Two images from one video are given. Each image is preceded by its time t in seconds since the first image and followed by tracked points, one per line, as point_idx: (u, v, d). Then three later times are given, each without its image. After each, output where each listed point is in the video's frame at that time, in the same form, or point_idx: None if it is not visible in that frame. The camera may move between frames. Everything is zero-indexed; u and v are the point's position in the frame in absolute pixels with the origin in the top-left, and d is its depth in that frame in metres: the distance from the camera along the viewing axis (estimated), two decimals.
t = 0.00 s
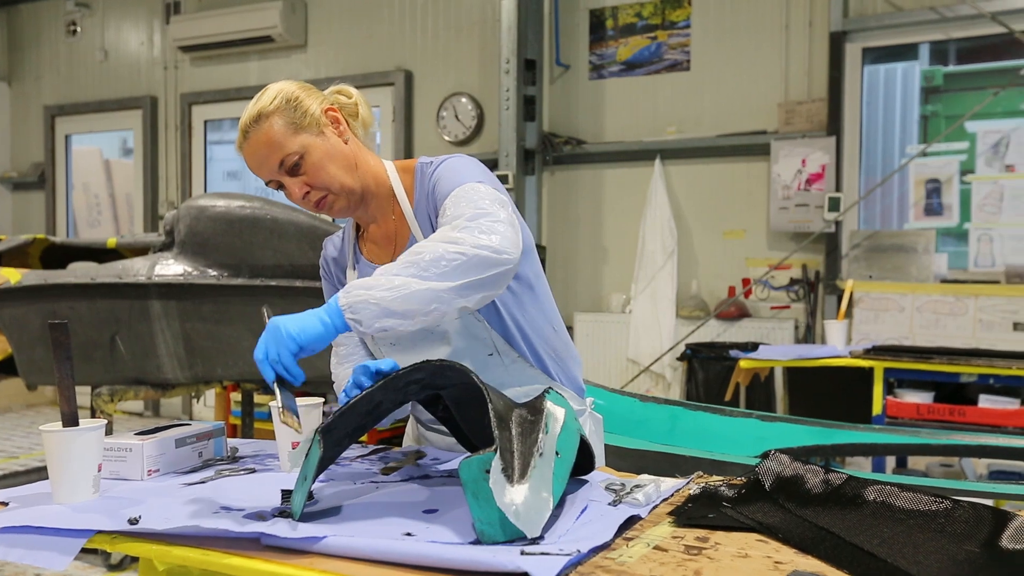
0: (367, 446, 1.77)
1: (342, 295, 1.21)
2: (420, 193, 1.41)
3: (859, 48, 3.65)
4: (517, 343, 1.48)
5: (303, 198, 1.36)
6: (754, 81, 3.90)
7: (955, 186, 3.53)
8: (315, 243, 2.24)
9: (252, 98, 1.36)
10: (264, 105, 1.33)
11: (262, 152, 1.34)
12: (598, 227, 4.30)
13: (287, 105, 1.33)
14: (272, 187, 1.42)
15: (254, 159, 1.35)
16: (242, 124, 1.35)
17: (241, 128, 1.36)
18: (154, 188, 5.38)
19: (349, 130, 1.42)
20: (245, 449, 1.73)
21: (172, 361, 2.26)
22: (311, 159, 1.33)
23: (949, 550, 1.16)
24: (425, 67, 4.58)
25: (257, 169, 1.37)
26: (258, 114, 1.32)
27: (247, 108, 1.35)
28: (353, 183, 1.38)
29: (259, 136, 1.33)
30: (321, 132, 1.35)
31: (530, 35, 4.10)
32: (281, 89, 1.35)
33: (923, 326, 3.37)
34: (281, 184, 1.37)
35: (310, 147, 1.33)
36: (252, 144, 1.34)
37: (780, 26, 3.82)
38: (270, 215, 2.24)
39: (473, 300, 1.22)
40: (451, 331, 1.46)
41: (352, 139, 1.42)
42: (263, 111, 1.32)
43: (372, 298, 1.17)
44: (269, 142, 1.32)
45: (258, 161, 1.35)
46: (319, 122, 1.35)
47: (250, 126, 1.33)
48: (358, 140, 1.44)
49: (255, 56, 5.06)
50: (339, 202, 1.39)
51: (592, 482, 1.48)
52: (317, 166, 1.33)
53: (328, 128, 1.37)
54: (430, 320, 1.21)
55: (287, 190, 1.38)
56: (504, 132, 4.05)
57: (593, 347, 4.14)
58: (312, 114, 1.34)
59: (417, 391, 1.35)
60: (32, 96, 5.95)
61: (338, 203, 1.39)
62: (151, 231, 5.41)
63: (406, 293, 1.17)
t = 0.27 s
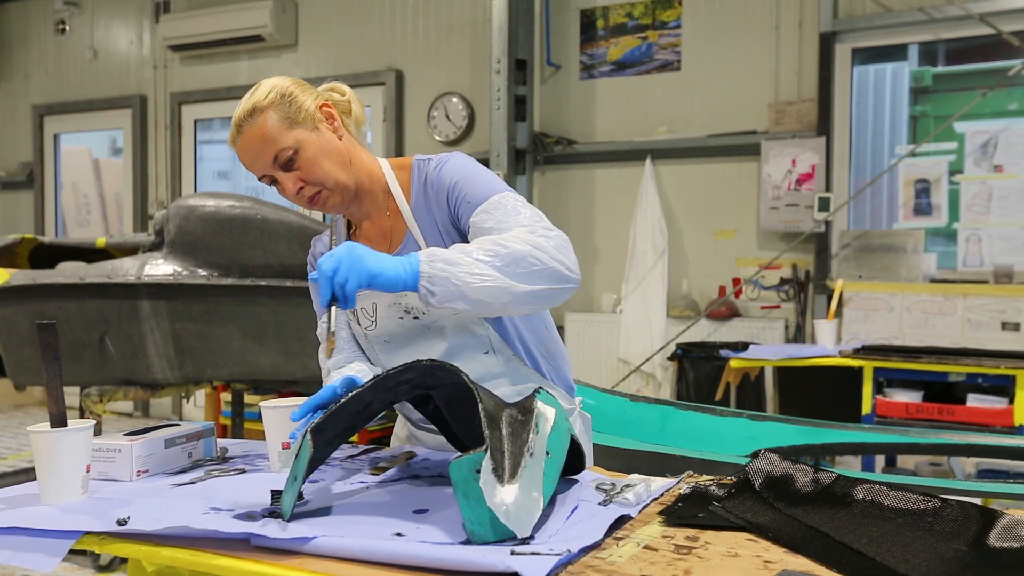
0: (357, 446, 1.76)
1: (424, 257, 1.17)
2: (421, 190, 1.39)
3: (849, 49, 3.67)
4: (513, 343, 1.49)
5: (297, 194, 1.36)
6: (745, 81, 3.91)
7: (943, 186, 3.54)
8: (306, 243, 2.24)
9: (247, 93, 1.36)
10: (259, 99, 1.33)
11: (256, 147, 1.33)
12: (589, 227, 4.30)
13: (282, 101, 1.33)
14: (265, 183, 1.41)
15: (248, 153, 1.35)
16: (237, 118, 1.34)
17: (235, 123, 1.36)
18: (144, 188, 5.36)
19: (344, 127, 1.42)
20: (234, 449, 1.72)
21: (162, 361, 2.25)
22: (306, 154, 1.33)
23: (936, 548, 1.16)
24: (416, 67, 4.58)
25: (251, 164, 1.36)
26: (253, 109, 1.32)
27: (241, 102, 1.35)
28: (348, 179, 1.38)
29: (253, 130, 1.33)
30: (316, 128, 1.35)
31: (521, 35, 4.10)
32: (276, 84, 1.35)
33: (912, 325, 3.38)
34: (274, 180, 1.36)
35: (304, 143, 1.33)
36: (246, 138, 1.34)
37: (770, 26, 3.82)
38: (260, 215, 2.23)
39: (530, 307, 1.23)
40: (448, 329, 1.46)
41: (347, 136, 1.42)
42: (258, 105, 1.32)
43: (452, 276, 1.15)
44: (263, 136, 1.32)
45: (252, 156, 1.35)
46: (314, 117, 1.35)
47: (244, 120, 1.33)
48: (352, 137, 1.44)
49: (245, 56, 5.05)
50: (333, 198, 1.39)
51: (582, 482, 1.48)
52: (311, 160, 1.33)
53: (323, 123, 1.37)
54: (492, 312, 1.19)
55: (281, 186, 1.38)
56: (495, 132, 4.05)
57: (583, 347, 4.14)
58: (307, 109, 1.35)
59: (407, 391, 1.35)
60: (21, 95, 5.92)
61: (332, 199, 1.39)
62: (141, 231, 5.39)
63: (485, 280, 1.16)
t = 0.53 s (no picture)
0: (345, 446, 1.76)
1: (486, 279, 1.28)
2: (437, 192, 1.43)
3: (836, 50, 3.69)
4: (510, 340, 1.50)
5: (302, 183, 1.35)
6: (733, 82, 3.92)
7: (930, 187, 3.56)
8: (295, 243, 2.23)
9: (255, 78, 1.35)
10: (269, 84, 1.32)
11: (264, 132, 1.32)
12: (577, 227, 4.31)
13: (293, 88, 1.33)
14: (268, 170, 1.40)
15: (255, 138, 1.33)
16: (245, 101, 1.33)
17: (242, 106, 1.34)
18: (131, 187, 5.33)
19: (352, 120, 1.42)
20: (222, 450, 1.71)
21: (149, 361, 2.24)
22: (315, 144, 1.33)
23: (923, 547, 1.16)
24: (404, 67, 4.58)
25: (256, 149, 1.35)
26: (263, 93, 1.31)
27: (250, 86, 1.34)
28: (354, 173, 1.38)
29: (262, 115, 1.31)
30: (326, 119, 1.35)
31: (510, 35, 4.10)
32: (287, 71, 1.35)
33: (899, 325, 3.40)
34: (279, 167, 1.35)
35: (314, 132, 1.32)
36: (253, 122, 1.32)
37: (758, 27, 3.83)
38: (248, 214, 2.22)
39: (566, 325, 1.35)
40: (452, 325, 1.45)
41: (354, 129, 1.42)
42: (269, 90, 1.31)
43: (509, 302, 1.26)
44: (273, 122, 1.31)
45: (258, 141, 1.33)
46: (324, 107, 1.35)
47: (253, 103, 1.32)
48: (359, 131, 1.44)
49: (233, 55, 5.03)
50: (338, 190, 1.39)
51: (571, 481, 1.48)
52: (320, 151, 1.33)
53: (333, 115, 1.37)
54: (529, 332, 1.32)
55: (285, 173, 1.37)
56: (484, 132, 4.04)
57: (572, 347, 4.15)
58: (318, 99, 1.35)
59: (395, 391, 1.35)
60: (7, 93, 5.88)
61: (337, 191, 1.38)
62: (128, 231, 5.37)
63: (538, 309, 1.26)
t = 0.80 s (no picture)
0: (334, 446, 1.75)
1: (486, 313, 1.34)
2: (441, 197, 1.45)
3: (823, 51, 3.71)
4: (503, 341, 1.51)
5: (309, 172, 1.34)
6: (721, 82, 3.93)
7: (917, 187, 3.58)
8: (284, 243, 2.21)
9: (269, 61, 1.33)
10: (286, 69, 1.31)
11: (275, 117, 1.30)
12: (566, 227, 4.31)
13: (310, 76, 1.31)
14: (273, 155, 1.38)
15: (264, 121, 1.31)
16: (258, 84, 1.31)
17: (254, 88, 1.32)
18: (118, 187, 5.31)
19: (364, 113, 1.42)
20: (210, 450, 1.71)
21: (136, 361, 2.23)
22: (326, 135, 1.32)
23: (909, 546, 1.17)
24: (393, 67, 4.58)
25: (264, 132, 1.33)
26: (279, 78, 1.29)
27: (264, 69, 1.32)
28: (361, 167, 1.39)
29: (275, 99, 1.30)
30: (339, 111, 1.34)
31: (499, 35, 4.10)
32: (303, 58, 1.33)
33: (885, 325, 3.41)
34: (287, 154, 1.34)
35: (327, 123, 1.32)
36: (265, 106, 1.30)
37: (746, 27, 3.84)
38: (236, 214, 2.21)
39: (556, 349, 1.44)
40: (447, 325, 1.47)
41: (365, 123, 1.42)
42: (284, 75, 1.30)
43: (507, 337, 1.34)
44: (287, 108, 1.29)
45: (268, 125, 1.31)
46: (339, 99, 1.35)
47: (267, 87, 1.30)
48: (369, 125, 1.44)
49: (221, 54, 5.01)
50: (344, 183, 1.38)
51: (560, 481, 1.48)
52: (331, 142, 1.33)
53: (346, 107, 1.37)
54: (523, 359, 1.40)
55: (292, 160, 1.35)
56: (473, 132, 4.04)
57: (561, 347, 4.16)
58: (333, 90, 1.34)
59: (383, 391, 1.35)
60: None
61: (342, 183, 1.38)
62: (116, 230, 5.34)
63: (532, 344, 1.34)
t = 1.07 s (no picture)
0: (323, 446, 1.75)
1: (490, 313, 1.35)
2: (446, 196, 1.45)
3: (812, 51, 3.72)
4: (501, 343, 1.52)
5: (318, 165, 1.33)
6: (711, 82, 3.94)
7: (905, 187, 3.60)
8: (272, 242, 2.22)
9: (282, 49, 1.31)
10: (302, 60, 1.29)
11: (288, 107, 1.28)
12: (556, 227, 4.32)
13: (325, 69, 1.30)
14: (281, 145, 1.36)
15: (275, 111, 1.29)
16: (272, 72, 1.28)
17: (266, 76, 1.30)
18: (107, 186, 5.28)
19: (374, 109, 1.41)
20: (198, 450, 1.70)
21: (125, 362, 2.22)
22: (338, 129, 1.31)
23: (897, 544, 1.17)
24: (382, 67, 4.57)
25: (274, 121, 1.30)
26: (295, 68, 1.27)
27: (278, 58, 1.29)
28: (370, 163, 1.38)
29: (289, 90, 1.27)
30: (351, 105, 1.33)
31: (489, 35, 4.09)
32: (318, 50, 1.32)
33: (874, 324, 3.43)
34: (296, 146, 1.32)
35: (340, 118, 1.31)
36: (277, 96, 1.28)
37: (736, 28, 3.85)
38: (225, 214, 2.20)
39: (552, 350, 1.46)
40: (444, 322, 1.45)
41: (375, 118, 1.42)
42: (300, 66, 1.28)
43: (509, 337, 1.35)
44: (301, 99, 1.27)
45: (280, 115, 1.29)
46: (352, 94, 1.34)
47: (280, 76, 1.28)
48: (378, 120, 1.44)
49: (210, 53, 5.00)
50: (351, 178, 1.38)
51: (550, 481, 1.47)
52: (342, 137, 1.32)
53: (359, 102, 1.36)
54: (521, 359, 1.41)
55: (300, 151, 1.33)
56: (463, 132, 4.03)
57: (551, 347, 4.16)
58: (346, 84, 1.33)
59: (373, 391, 1.35)
60: None
61: (349, 178, 1.37)
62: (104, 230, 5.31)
63: (532, 345, 1.36)
